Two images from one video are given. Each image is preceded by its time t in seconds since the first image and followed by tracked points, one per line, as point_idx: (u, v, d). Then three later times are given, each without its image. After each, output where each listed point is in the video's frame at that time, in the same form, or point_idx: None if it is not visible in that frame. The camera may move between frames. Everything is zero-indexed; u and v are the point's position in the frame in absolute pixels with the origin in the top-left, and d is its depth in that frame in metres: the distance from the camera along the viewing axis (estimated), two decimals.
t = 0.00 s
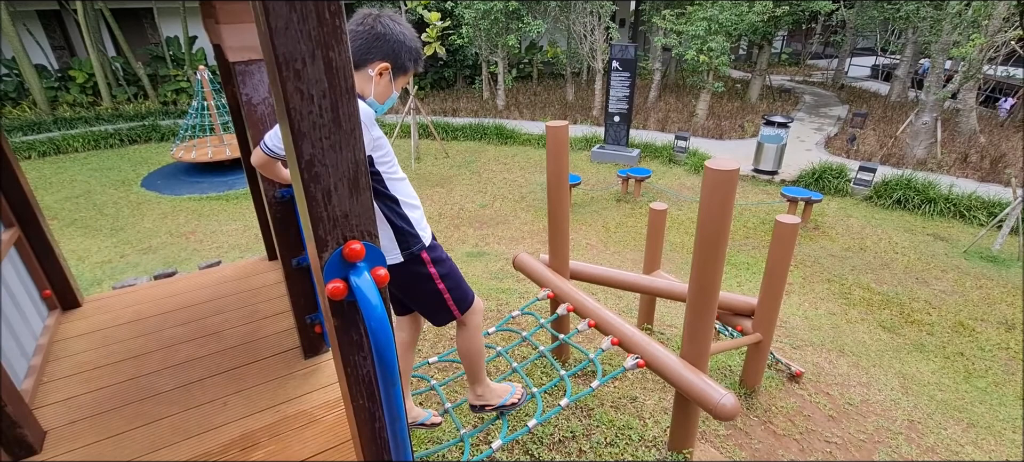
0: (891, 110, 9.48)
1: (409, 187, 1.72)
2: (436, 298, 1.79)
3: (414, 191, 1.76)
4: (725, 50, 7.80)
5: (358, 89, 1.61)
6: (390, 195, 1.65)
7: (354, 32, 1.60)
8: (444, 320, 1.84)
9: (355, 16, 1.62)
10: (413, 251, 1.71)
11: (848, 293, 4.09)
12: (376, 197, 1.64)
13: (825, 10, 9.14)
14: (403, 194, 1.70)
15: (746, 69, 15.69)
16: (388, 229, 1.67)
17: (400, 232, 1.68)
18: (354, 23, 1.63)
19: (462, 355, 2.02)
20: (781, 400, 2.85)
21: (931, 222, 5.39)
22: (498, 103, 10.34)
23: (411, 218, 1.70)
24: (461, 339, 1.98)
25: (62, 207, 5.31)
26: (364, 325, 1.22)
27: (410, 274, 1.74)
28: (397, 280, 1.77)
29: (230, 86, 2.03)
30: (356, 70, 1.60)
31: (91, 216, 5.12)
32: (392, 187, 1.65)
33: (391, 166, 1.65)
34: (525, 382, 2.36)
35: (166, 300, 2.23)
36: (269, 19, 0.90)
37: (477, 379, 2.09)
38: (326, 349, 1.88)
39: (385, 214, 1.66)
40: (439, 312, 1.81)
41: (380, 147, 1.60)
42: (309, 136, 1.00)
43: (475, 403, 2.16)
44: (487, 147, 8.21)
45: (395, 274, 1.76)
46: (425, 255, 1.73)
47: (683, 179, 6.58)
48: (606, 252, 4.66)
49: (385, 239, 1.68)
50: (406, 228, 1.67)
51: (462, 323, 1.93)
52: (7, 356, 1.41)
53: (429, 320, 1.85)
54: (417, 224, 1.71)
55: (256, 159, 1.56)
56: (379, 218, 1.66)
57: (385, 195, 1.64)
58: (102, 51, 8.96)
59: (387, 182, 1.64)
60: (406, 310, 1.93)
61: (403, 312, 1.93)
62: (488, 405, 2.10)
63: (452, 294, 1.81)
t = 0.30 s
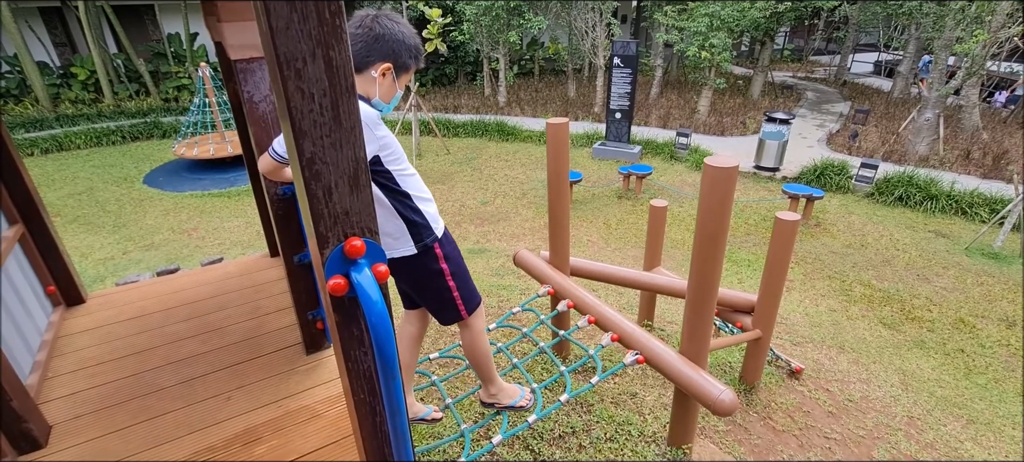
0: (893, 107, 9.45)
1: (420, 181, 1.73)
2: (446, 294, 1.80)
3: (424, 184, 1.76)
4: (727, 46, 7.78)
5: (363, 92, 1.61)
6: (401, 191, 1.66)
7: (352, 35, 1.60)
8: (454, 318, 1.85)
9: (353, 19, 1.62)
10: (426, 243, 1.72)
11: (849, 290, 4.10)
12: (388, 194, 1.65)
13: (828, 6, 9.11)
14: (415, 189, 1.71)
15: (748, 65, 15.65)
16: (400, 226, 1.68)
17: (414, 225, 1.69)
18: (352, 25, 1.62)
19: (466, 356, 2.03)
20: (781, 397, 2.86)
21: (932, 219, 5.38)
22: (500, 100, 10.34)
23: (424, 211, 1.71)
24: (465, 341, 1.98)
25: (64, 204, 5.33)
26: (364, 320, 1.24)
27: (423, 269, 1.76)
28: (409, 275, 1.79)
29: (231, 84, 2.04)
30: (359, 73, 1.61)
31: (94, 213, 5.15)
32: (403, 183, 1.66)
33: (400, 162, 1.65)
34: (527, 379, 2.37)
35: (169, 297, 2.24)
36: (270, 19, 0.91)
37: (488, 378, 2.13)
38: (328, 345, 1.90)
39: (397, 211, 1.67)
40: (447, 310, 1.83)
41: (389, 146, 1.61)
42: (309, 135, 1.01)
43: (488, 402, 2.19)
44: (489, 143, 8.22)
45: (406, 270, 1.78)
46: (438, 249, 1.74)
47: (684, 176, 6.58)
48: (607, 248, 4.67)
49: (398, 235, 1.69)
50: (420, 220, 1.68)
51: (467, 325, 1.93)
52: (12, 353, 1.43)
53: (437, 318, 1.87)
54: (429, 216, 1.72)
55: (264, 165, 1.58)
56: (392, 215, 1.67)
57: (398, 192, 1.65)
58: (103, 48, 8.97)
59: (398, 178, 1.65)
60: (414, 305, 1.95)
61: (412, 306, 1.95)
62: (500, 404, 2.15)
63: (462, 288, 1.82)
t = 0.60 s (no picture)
0: (895, 106, 9.43)
1: (433, 179, 1.75)
2: (456, 292, 1.82)
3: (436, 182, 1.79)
4: (728, 45, 7.76)
5: (382, 90, 1.63)
6: (416, 188, 1.68)
7: (372, 34, 1.62)
8: (462, 316, 1.86)
9: (372, 19, 1.64)
10: (440, 238, 1.74)
11: (850, 289, 4.10)
12: (404, 191, 1.66)
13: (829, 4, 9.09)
14: (428, 186, 1.73)
15: (749, 64, 15.63)
16: (415, 222, 1.69)
17: (428, 221, 1.71)
18: (371, 24, 1.64)
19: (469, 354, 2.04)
20: (781, 395, 2.86)
21: (934, 218, 5.38)
22: (501, 98, 10.33)
23: (438, 207, 1.73)
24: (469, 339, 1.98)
25: (65, 202, 5.34)
26: (366, 318, 1.24)
27: (435, 265, 1.77)
28: (419, 272, 1.80)
29: (233, 83, 2.04)
30: (378, 70, 1.62)
31: (95, 211, 5.15)
32: (418, 180, 1.68)
33: (415, 160, 1.67)
34: (527, 377, 2.38)
35: (170, 295, 2.25)
36: (272, 18, 0.91)
37: (489, 378, 2.13)
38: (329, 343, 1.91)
39: (412, 207, 1.68)
40: (455, 307, 1.84)
41: (406, 144, 1.63)
42: (312, 133, 1.01)
43: (488, 402, 2.19)
44: (489, 142, 8.21)
45: (416, 267, 1.79)
46: (451, 245, 1.77)
47: (685, 175, 6.58)
48: (608, 247, 4.67)
49: (412, 232, 1.70)
50: (435, 217, 1.70)
51: (472, 324, 1.94)
52: (14, 350, 1.43)
53: (443, 315, 1.88)
54: (442, 213, 1.75)
55: (277, 162, 1.57)
56: (407, 212, 1.68)
57: (413, 189, 1.67)
58: (104, 46, 8.95)
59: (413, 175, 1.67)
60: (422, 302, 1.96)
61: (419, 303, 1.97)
62: (500, 404, 2.16)
63: (472, 285, 1.84)
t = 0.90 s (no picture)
0: (895, 106, 9.43)
1: (454, 179, 1.77)
2: (470, 293, 1.83)
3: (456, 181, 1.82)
4: (729, 45, 7.76)
5: (408, 90, 1.66)
6: (438, 188, 1.70)
7: (399, 36, 1.64)
8: (474, 317, 1.88)
9: (397, 20, 1.65)
10: (457, 239, 1.76)
11: (850, 289, 4.10)
12: (426, 189, 1.69)
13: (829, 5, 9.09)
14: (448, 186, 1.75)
15: (749, 64, 15.65)
16: (435, 223, 1.72)
17: (446, 221, 1.73)
18: (397, 25, 1.66)
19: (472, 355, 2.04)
20: (781, 395, 2.87)
21: (934, 219, 5.38)
22: (500, 98, 10.33)
23: (457, 207, 1.76)
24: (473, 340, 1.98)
25: (65, 202, 5.34)
26: (366, 317, 1.24)
27: (451, 266, 1.79)
28: (434, 272, 1.82)
29: (234, 82, 2.04)
30: (404, 72, 1.64)
31: (95, 210, 5.16)
32: (439, 181, 1.70)
33: (438, 161, 1.69)
34: (526, 378, 2.38)
35: (171, 294, 2.25)
36: (273, 18, 0.92)
37: (489, 382, 2.13)
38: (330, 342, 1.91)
39: (433, 207, 1.70)
40: (467, 308, 1.85)
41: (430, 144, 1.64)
42: (312, 133, 1.01)
43: (488, 406, 2.19)
44: (489, 142, 8.21)
45: (430, 267, 1.81)
46: (468, 246, 1.79)
47: (685, 175, 6.58)
48: (608, 247, 4.67)
49: (432, 231, 1.72)
50: (454, 216, 1.72)
51: (478, 326, 1.95)
52: (15, 350, 1.43)
53: (454, 316, 1.89)
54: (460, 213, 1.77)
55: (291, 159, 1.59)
56: (427, 212, 1.70)
57: (434, 190, 1.69)
58: (104, 46, 8.96)
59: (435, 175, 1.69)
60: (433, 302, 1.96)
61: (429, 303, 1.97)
62: (500, 406, 2.16)
63: (485, 286, 1.86)
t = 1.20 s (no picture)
0: (895, 107, 9.43)
1: (471, 187, 1.77)
2: (480, 299, 1.84)
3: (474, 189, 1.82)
4: (729, 46, 7.75)
5: (437, 97, 1.67)
6: (453, 195, 1.69)
7: (431, 42, 1.64)
8: (484, 324, 1.89)
9: (430, 27, 1.66)
10: (466, 246, 1.76)
11: (850, 290, 4.10)
12: (440, 194, 1.68)
13: (829, 5, 9.09)
14: (466, 194, 1.75)
15: (749, 65, 15.66)
16: (447, 227, 1.72)
17: (457, 227, 1.73)
18: (430, 31, 1.66)
19: (479, 358, 2.05)
20: (781, 396, 2.86)
21: (934, 219, 5.38)
22: (501, 99, 10.34)
23: (470, 216, 1.75)
24: (483, 345, 2.00)
25: (66, 202, 5.34)
26: (366, 317, 1.24)
27: (463, 271, 1.79)
28: (445, 275, 1.82)
29: (234, 83, 2.05)
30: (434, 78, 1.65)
31: (95, 210, 5.16)
32: (456, 187, 1.70)
33: (457, 167, 1.69)
34: (526, 379, 2.37)
35: (172, 293, 2.25)
36: (273, 17, 0.91)
37: (490, 385, 2.14)
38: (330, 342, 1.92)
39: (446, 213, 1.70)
40: (478, 315, 1.86)
41: (451, 149, 1.64)
42: (311, 132, 1.01)
43: (488, 408, 2.19)
44: (489, 142, 8.21)
45: (439, 270, 1.82)
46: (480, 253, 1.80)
47: (685, 175, 6.58)
48: (608, 248, 4.67)
49: (443, 235, 1.73)
50: (465, 224, 1.72)
51: (491, 332, 1.96)
52: (14, 349, 1.43)
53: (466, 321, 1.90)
54: (474, 221, 1.77)
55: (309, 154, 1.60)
56: (439, 217, 1.70)
57: (449, 196, 1.69)
58: (105, 46, 8.97)
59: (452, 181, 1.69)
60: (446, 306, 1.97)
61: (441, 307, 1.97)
62: (500, 408, 2.17)
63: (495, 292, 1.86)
